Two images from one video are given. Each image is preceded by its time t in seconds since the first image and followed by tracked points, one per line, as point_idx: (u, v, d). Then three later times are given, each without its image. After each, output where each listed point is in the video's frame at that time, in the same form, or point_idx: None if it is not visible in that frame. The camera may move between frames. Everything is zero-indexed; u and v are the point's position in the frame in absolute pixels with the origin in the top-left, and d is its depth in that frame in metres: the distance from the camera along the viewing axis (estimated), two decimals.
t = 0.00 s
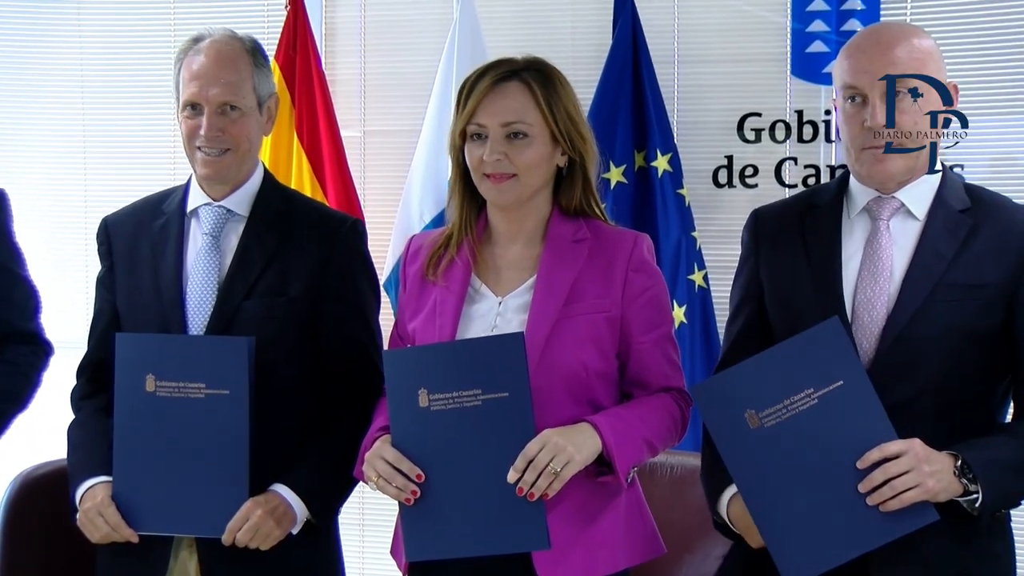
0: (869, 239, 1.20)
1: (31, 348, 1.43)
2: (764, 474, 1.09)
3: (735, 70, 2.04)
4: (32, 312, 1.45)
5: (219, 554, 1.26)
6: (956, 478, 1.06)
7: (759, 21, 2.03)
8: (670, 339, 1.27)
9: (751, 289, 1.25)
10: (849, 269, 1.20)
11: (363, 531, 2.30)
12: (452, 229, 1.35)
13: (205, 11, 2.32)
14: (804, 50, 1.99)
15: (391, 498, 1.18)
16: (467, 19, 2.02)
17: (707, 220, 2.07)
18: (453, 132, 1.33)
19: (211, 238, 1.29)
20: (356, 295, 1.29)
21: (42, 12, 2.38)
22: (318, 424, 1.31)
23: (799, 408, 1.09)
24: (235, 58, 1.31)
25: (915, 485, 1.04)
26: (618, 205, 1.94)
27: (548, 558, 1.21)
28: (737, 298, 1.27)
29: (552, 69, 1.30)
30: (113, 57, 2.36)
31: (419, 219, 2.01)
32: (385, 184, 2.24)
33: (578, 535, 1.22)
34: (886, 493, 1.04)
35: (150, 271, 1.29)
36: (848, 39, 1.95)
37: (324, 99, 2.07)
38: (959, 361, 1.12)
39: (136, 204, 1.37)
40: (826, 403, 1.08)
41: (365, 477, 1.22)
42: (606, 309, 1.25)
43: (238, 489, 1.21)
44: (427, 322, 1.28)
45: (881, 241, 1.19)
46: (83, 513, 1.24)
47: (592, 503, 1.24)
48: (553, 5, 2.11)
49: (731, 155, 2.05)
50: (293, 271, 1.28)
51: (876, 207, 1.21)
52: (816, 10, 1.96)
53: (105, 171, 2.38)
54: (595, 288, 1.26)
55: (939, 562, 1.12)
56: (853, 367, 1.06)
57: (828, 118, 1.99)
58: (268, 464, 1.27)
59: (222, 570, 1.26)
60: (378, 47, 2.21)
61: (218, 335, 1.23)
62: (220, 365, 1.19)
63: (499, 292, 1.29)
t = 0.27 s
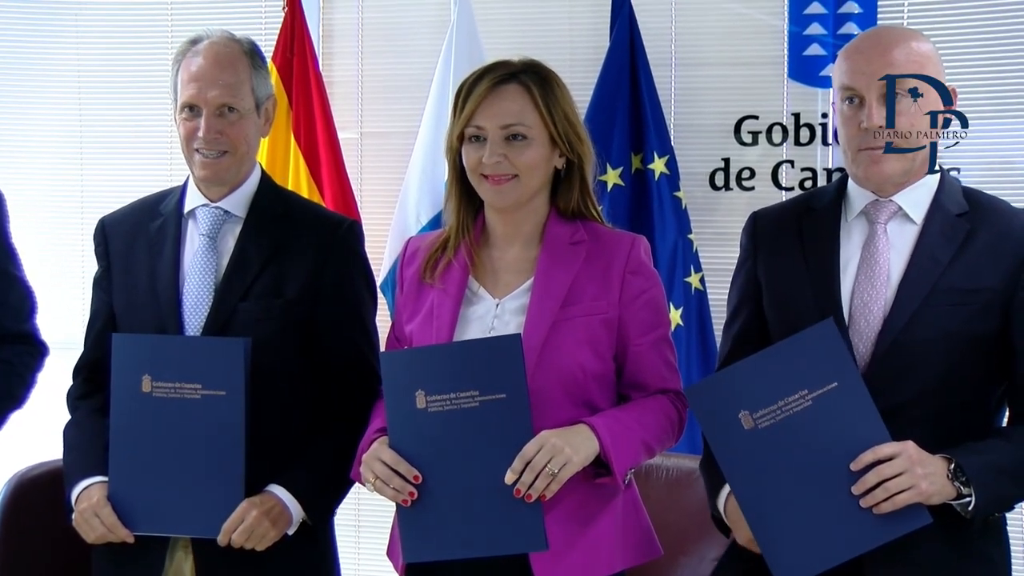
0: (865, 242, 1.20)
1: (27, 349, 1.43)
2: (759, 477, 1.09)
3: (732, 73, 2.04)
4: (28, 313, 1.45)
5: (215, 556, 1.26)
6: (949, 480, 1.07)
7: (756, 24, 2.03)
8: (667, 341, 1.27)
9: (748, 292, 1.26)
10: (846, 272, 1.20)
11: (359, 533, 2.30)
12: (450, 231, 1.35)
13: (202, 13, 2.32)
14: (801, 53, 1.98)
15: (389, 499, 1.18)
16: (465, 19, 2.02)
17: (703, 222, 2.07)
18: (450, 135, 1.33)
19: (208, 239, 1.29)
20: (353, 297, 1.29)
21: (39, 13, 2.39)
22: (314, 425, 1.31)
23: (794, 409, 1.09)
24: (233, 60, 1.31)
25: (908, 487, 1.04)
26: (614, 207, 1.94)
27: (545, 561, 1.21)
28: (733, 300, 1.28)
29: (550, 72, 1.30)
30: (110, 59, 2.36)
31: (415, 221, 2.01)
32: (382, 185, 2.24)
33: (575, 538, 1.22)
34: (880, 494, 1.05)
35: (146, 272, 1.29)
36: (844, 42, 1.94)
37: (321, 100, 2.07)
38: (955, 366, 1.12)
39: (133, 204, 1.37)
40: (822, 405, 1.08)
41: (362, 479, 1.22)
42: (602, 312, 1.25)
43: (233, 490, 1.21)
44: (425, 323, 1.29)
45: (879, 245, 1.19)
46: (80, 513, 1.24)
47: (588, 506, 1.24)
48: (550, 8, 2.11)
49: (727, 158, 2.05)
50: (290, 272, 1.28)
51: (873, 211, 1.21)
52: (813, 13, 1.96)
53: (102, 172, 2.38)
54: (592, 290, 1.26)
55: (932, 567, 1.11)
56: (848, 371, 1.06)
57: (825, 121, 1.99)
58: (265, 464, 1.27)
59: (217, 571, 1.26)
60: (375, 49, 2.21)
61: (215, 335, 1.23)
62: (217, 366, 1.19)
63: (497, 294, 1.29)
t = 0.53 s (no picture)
0: (861, 245, 1.21)
1: (20, 348, 1.43)
2: (754, 479, 1.09)
3: (728, 75, 2.04)
4: (21, 313, 1.44)
5: (211, 557, 1.26)
6: (948, 481, 1.07)
7: (752, 26, 2.03)
8: (662, 342, 1.27)
9: (743, 294, 1.26)
10: (842, 275, 1.20)
11: (353, 530, 2.30)
12: (446, 233, 1.35)
13: (198, 13, 2.32)
14: (797, 56, 2.00)
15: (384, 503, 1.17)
16: (461, 20, 2.02)
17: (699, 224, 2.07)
18: (446, 136, 1.32)
19: (203, 240, 1.29)
20: (349, 297, 1.29)
21: (34, 13, 2.38)
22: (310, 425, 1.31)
23: (796, 403, 1.09)
24: (229, 61, 1.31)
25: (909, 485, 1.04)
26: (609, 209, 1.95)
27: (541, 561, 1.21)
28: (723, 301, 1.28)
29: (546, 73, 1.30)
30: (105, 59, 2.36)
31: (411, 221, 2.00)
32: (379, 186, 2.24)
33: (571, 539, 1.22)
34: (881, 491, 1.04)
35: (141, 272, 1.29)
36: (841, 44, 1.97)
37: (317, 101, 2.07)
38: (950, 369, 1.12)
39: (128, 205, 1.37)
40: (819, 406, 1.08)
41: (356, 482, 1.22)
42: (598, 313, 1.25)
43: (228, 491, 1.21)
44: (421, 325, 1.29)
45: (874, 248, 1.19)
46: (74, 513, 1.24)
47: (584, 508, 1.24)
48: (547, 9, 2.11)
49: (723, 160, 2.05)
50: (286, 273, 1.28)
51: (869, 213, 1.21)
52: (810, 15, 1.98)
53: (97, 172, 2.37)
54: (587, 292, 1.26)
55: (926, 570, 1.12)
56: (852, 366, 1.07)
57: (821, 123, 2.00)
58: (260, 464, 1.27)
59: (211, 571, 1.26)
60: (371, 49, 2.21)
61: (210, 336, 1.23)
62: (212, 366, 1.19)
63: (492, 295, 1.29)
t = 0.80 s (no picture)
0: (858, 245, 1.21)
1: (16, 348, 1.43)
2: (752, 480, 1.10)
3: (726, 75, 2.04)
4: (17, 314, 1.45)
5: (212, 557, 1.26)
6: (949, 485, 1.07)
7: (750, 26, 2.03)
8: (660, 342, 1.27)
9: (741, 294, 1.26)
10: (840, 275, 1.20)
11: (351, 535, 2.30)
12: (445, 232, 1.35)
13: (196, 14, 2.32)
14: (795, 55, 2.00)
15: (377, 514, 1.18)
16: (459, 20, 2.02)
17: (697, 224, 2.07)
18: (446, 135, 1.32)
19: (202, 239, 1.29)
20: (347, 297, 1.29)
21: (32, 14, 2.38)
22: (308, 423, 1.31)
23: (790, 419, 1.08)
24: (227, 60, 1.31)
25: (907, 494, 1.04)
26: (608, 209, 1.95)
27: (538, 557, 1.21)
28: (721, 301, 1.28)
29: (547, 74, 1.30)
30: (103, 59, 2.36)
31: (410, 221, 2.00)
32: (376, 185, 2.24)
33: (567, 536, 1.22)
34: (879, 502, 1.05)
35: (140, 272, 1.29)
36: (838, 43, 1.97)
37: (315, 100, 2.07)
38: (947, 369, 1.12)
39: (127, 204, 1.37)
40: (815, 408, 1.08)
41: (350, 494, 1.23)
42: (597, 313, 1.25)
43: (227, 490, 1.21)
44: (419, 324, 1.29)
45: (872, 247, 1.19)
46: (73, 512, 1.24)
47: (580, 504, 1.24)
48: (544, 9, 2.11)
49: (721, 160, 2.06)
50: (285, 272, 1.28)
51: (867, 212, 1.21)
52: (808, 15, 1.98)
53: (95, 173, 2.37)
54: (586, 291, 1.26)
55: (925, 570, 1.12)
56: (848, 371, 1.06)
57: (819, 123, 2.00)
58: (258, 464, 1.27)
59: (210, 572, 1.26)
60: (369, 49, 2.21)
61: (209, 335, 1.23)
62: (211, 366, 1.19)
63: (492, 295, 1.29)
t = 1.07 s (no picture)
0: (855, 245, 1.21)
1: (9, 346, 1.43)
2: (750, 482, 1.10)
3: (725, 75, 2.04)
4: (12, 311, 1.45)
5: (210, 555, 1.26)
6: (947, 496, 1.07)
7: (749, 26, 2.03)
8: (659, 342, 1.27)
9: (739, 294, 1.26)
10: (836, 274, 1.21)
11: (350, 535, 2.30)
12: (444, 231, 1.35)
13: (195, 12, 2.32)
14: (794, 55, 2.00)
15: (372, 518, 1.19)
16: (458, 18, 2.02)
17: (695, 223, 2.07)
18: (446, 134, 1.32)
19: (201, 237, 1.29)
20: (345, 295, 1.29)
21: (30, 11, 2.38)
22: (305, 421, 1.31)
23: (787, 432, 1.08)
24: (227, 59, 1.31)
25: (904, 507, 1.05)
26: (607, 209, 1.95)
27: (536, 558, 1.22)
28: (719, 301, 1.28)
29: (549, 73, 1.30)
30: (102, 57, 2.35)
31: (409, 220, 2.00)
32: (375, 184, 2.24)
33: (565, 537, 1.23)
34: (875, 514, 1.05)
35: (139, 269, 1.29)
36: (838, 44, 1.97)
37: (314, 98, 2.07)
38: (944, 369, 1.12)
39: (126, 202, 1.37)
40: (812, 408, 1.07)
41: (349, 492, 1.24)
42: (596, 312, 1.25)
43: (225, 488, 1.21)
44: (418, 322, 1.29)
45: (869, 247, 1.19)
46: (71, 509, 1.24)
47: (577, 504, 1.25)
48: (544, 9, 2.11)
49: (720, 160, 2.06)
50: (284, 270, 1.28)
51: (864, 212, 1.21)
52: (807, 15, 1.98)
53: (94, 171, 2.37)
54: (585, 290, 1.26)
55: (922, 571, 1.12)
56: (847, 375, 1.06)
57: (818, 124, 2.00)
58: (256, 461, 1.27)
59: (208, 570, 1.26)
60: (368, 48, 2.21)
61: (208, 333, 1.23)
62: (210, 364, 1.19)
63: (491, 293, 1.29)
